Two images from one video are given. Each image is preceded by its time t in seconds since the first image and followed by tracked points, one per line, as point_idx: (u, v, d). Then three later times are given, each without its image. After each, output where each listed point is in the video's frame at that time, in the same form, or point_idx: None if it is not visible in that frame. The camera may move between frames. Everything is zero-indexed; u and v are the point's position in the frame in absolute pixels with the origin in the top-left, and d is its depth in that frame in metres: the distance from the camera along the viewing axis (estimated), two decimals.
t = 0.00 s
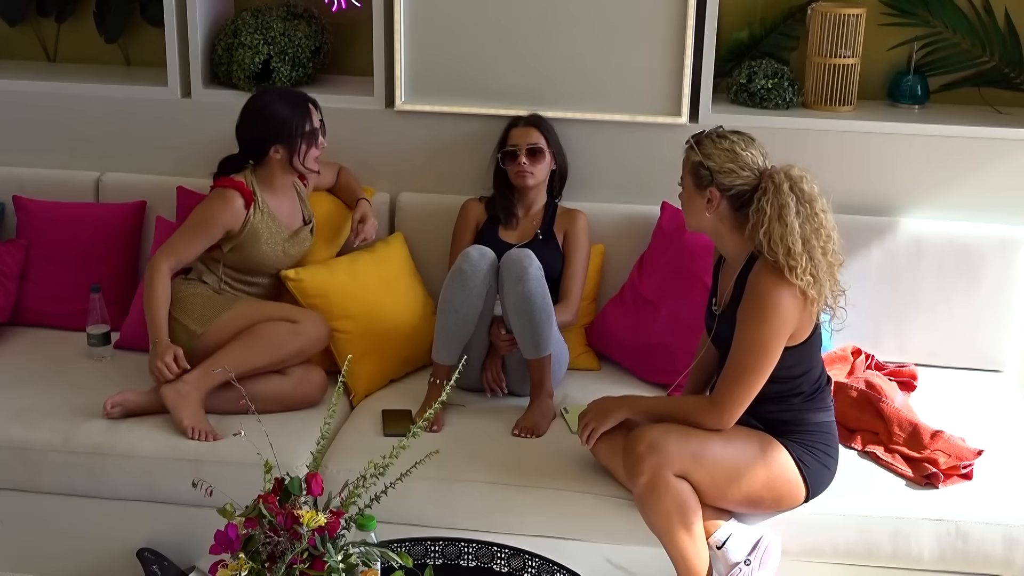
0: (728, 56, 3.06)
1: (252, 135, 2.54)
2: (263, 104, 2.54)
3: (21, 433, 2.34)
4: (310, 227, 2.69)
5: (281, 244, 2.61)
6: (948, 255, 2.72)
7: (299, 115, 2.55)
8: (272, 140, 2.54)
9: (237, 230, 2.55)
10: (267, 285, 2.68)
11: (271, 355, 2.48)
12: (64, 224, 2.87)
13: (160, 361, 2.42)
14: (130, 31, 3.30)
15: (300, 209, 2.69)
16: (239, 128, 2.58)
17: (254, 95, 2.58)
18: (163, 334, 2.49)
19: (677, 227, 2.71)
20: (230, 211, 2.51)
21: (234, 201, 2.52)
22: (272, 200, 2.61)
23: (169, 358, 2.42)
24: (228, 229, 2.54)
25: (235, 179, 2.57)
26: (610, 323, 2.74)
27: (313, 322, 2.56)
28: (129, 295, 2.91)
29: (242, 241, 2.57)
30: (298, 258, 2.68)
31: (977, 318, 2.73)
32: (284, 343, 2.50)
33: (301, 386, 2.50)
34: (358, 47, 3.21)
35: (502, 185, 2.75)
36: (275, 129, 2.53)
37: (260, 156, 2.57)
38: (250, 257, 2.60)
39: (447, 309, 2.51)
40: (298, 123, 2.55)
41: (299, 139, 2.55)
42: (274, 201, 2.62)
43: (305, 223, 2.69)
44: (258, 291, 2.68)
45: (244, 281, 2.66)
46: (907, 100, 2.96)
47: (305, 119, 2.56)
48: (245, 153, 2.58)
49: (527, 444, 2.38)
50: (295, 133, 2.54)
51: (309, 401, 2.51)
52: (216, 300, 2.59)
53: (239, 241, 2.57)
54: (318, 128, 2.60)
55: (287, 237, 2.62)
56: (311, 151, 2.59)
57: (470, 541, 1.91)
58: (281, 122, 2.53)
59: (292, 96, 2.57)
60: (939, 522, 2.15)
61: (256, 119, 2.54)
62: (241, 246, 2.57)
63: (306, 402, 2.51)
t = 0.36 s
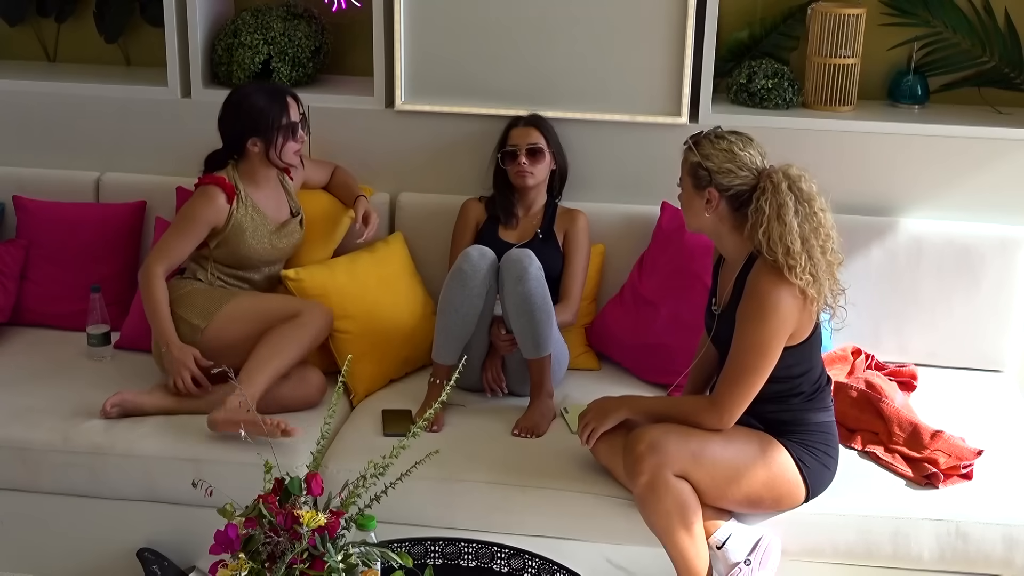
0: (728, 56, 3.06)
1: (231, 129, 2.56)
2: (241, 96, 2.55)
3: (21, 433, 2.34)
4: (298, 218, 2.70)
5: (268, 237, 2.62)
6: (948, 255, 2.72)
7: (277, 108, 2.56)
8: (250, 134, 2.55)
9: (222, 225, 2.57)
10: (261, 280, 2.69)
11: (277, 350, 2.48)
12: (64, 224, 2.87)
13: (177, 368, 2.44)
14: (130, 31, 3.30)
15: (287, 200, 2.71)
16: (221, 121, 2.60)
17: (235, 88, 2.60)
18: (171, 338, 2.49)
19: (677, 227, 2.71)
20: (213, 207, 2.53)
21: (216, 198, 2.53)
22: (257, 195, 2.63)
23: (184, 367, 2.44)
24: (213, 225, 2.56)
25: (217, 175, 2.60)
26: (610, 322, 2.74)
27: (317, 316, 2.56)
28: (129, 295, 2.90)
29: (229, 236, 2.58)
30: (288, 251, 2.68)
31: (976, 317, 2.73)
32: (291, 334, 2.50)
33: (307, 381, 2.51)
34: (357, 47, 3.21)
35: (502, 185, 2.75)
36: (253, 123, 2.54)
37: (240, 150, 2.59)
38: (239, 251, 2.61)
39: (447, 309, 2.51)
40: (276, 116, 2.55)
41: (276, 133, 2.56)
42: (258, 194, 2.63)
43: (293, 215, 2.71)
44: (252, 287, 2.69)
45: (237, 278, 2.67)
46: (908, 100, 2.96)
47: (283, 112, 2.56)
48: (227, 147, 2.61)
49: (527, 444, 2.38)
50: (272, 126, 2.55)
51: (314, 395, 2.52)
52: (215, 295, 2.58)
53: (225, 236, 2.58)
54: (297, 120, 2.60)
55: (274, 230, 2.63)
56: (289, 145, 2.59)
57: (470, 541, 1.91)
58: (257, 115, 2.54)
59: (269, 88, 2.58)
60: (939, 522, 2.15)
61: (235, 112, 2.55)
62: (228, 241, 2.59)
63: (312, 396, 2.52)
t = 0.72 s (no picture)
0: (728, 56, 3.06)
1: (222, 130, 2.56)
2: (232, 97, 2.55)
3: (22, 433, 2.34)
4: (293, 218, 2.71)
5: (262, 237, 2.62)
6: (948, 255, 2.72)
7: (267, 108, 2.55)
8: (240, 135, 2.55)
9: (218, 227, 2.56)
10: (257, 281, 2.69)
11: (282, 355, 2.48)
12: (64, 223, 2.87)
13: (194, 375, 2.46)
14: (130, 31, 3.30)
15: (280, 200, 2.70)
16: (212, 123, 2.59)
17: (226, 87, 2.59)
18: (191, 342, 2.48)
19: (677, 227, 2.71)
20: (207, 210, 2.52)
21: (210, 199, 2.52)
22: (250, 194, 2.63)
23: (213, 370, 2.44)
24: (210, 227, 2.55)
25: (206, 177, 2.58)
26: (610, 322, 2.74)
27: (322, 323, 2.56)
28: (129, 295, 2.90)
29: (224, 238, 2.58)
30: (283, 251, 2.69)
31: (976, 318, 2.73)
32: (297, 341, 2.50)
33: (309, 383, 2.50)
34: (357, 48, 3.21)
35: (502, 185, 2.75)
36: (243, 123, 2.54)
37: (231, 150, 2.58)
38: (235, 253, 2.60)
39: (447, 309, 2.51)
40: (267, 116, 2.55)
41: (266, 134, 2.55)
42: (251, 194, 2.63)
43: (287, 215, 2.71)
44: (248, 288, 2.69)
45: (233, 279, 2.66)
46: (907, 100, 2.96)
47: (273, 112, 2.56)
48: (219, 148, 2.60)
49: (527, 444, 2.38)
50: (264, 127, 2.55)
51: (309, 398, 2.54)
52: (214, 298, 2.57)
53: (220, 238, 2.58)
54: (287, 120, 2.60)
55: (268, 231, 2.64)
56: (281, 146, 2.58)
57: (470, 541, 1.91)
58: (248, 115, 2.54)
59: (258, 88, 2.57)
60: (939, 522, 2.15)
61: (225, 114, 2.55)
62: (224, 242, 2.58)
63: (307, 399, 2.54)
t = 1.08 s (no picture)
0: (728, 56, 3.06)
1: (222, 129, 2.55)
2: (233, 97, 2.55)
3: (22, 433, 2.34)
4: (291, 219, 2.71)
5: (259, 236, 2.62)
6: (947, 255, 2.72)
7: (268, 110, 2.55)
8: (239, 135, 2.55)
9: (212, 225, 2.56)
10: (256, 280, 2.69)
11: (280, 354, 2.47)
12: (64, 223, 2.87)
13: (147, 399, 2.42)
14: (130, 31, 3.30)
15: (279, 200, 2.70)
16: (212, 122, 2.59)
17: (229, 87, 2.59)
18: (168, 341, 2.52)
19: (677, 227, 2.71)
20: (201, 209, 2.52)
21: (204, 198, 2.53)
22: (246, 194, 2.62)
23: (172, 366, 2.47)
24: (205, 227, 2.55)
25: (204, 176, 2.59)
26: (610, 322, 2.74)
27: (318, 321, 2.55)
28: (128, 295, 2.90)
29: (220, 237, 2.58)
30: (281, 251, 2.69)
31: (976, 318, 2.73)
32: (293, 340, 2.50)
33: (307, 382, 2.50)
34: (357, 48, 3.21)
35: (502, 185, 2.75)
36: (242, 124, 2.54)
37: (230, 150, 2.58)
38: (231, 252, 2.60)
39: (447, 309, 2.51)
40: (266, 118, 2.54)
41: (265, 136, 2.55)
42: (248, 194, 2.62)
43: (286, 215, 2.71)
44: (246, 287, 2.69)
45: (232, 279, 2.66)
46: (907, 100, 2.96)
47: (273, 115, 2.55)
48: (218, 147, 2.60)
49: (527, 444, 2.38)
50: (262, 129, 2.54)
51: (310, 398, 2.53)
52: (210, 299, 2.58)
53: (215, 237, 2.58)
54: (287, 123, 2.59)
55: (265, 231, 2.64)
56: (279, 148, 2.58)
57: (470, 541, 1.91)
58: (247, 117, 2.53)
59: (260, 90, 2.57)
60: (939, 522, 2.15)
61: (225, 114, 2.55)
62: (220, 241, 2.58)
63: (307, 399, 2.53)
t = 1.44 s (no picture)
0: (728, 56, 3.06)
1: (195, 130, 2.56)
2: (201, 98, 2.55)
3: (22, 433, 2.34)
4: (285, 214, 2.71)
5: (250, 233, 2.61)
6: (947, 255, 2.72)
7: (232, 111, 2.52)
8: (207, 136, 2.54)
9: (201, 224, 2.56)
10: (251, 278, 2.68)
11: (272, 346, 2.44)
12: (64, 224, 2.87)
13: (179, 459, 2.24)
14: (130, 31, 3.30)
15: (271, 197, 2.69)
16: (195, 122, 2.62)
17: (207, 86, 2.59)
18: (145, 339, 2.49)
19: (677, 227, 2.71)
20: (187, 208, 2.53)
21: (188, 199, 2.53)
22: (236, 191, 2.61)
23: (134, 362, 2.44)
24: (194, 225, 2.55)
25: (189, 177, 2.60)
26: (610, 322, 2.74)
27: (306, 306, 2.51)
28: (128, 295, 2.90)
29: (210, 235, 2.57)
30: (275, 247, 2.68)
31: (976, 317, 2.73)
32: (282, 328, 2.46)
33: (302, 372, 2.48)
34: (357, 48, 3.21)
35: (502, 185, 2.75)
36: (210, 126, 2.53)
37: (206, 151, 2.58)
38: (223, 249, 2.59)
39: (447, 309, 2.51)
40: (227, 119, 2.52)
41: (230, 137, 2.52)
42: (236, 191, 2.61)
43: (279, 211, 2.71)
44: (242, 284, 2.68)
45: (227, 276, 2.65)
46: (907, 100, 2.96)
47: (238, 116, 2.52)
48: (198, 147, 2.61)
49: (527, 444, 2.38)
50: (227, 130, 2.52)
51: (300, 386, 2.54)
52: (197, 296, 2.56)
53: (205, 235, 2.57)
54: (254, 123, 2.54)
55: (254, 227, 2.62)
56: (243, 149, 2.54)
57: (470, 541, 1.91)
58: (214, 118, 2.52)
59: (228, 90, 2.54)
60: (939, 522, 2.15)
61: (195, 114, 2.56)
62: (211, 239, 2.58)
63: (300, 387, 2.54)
